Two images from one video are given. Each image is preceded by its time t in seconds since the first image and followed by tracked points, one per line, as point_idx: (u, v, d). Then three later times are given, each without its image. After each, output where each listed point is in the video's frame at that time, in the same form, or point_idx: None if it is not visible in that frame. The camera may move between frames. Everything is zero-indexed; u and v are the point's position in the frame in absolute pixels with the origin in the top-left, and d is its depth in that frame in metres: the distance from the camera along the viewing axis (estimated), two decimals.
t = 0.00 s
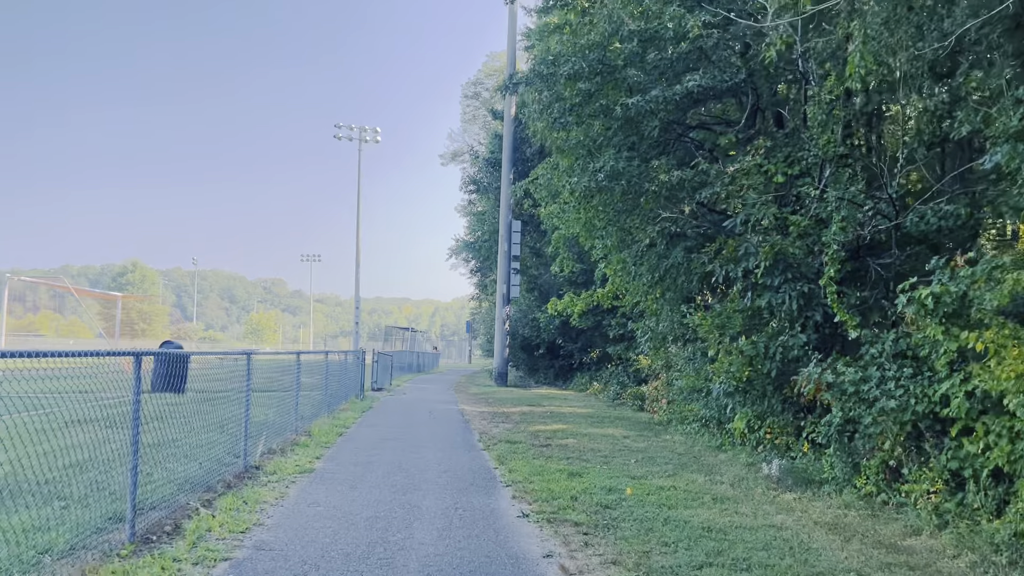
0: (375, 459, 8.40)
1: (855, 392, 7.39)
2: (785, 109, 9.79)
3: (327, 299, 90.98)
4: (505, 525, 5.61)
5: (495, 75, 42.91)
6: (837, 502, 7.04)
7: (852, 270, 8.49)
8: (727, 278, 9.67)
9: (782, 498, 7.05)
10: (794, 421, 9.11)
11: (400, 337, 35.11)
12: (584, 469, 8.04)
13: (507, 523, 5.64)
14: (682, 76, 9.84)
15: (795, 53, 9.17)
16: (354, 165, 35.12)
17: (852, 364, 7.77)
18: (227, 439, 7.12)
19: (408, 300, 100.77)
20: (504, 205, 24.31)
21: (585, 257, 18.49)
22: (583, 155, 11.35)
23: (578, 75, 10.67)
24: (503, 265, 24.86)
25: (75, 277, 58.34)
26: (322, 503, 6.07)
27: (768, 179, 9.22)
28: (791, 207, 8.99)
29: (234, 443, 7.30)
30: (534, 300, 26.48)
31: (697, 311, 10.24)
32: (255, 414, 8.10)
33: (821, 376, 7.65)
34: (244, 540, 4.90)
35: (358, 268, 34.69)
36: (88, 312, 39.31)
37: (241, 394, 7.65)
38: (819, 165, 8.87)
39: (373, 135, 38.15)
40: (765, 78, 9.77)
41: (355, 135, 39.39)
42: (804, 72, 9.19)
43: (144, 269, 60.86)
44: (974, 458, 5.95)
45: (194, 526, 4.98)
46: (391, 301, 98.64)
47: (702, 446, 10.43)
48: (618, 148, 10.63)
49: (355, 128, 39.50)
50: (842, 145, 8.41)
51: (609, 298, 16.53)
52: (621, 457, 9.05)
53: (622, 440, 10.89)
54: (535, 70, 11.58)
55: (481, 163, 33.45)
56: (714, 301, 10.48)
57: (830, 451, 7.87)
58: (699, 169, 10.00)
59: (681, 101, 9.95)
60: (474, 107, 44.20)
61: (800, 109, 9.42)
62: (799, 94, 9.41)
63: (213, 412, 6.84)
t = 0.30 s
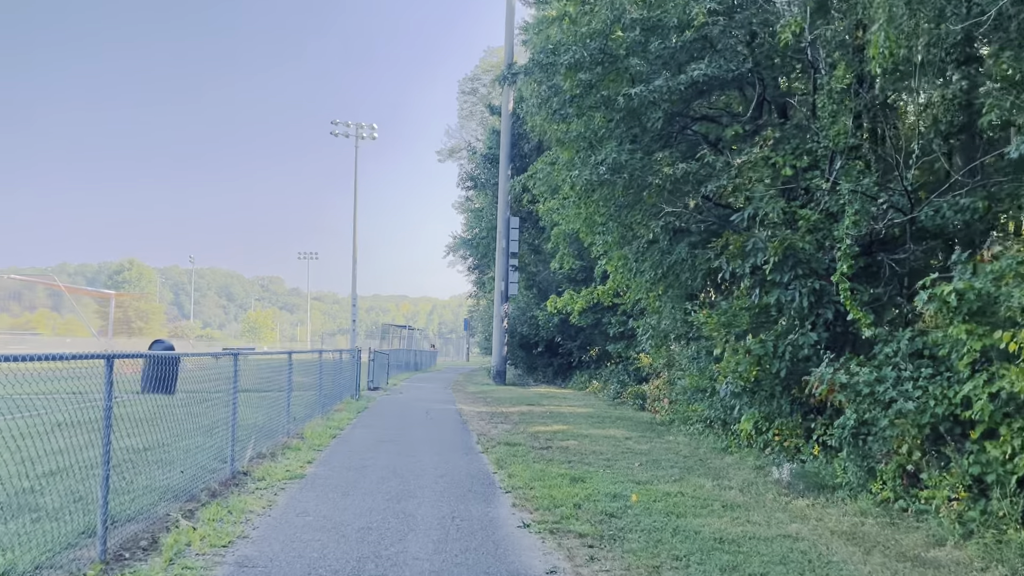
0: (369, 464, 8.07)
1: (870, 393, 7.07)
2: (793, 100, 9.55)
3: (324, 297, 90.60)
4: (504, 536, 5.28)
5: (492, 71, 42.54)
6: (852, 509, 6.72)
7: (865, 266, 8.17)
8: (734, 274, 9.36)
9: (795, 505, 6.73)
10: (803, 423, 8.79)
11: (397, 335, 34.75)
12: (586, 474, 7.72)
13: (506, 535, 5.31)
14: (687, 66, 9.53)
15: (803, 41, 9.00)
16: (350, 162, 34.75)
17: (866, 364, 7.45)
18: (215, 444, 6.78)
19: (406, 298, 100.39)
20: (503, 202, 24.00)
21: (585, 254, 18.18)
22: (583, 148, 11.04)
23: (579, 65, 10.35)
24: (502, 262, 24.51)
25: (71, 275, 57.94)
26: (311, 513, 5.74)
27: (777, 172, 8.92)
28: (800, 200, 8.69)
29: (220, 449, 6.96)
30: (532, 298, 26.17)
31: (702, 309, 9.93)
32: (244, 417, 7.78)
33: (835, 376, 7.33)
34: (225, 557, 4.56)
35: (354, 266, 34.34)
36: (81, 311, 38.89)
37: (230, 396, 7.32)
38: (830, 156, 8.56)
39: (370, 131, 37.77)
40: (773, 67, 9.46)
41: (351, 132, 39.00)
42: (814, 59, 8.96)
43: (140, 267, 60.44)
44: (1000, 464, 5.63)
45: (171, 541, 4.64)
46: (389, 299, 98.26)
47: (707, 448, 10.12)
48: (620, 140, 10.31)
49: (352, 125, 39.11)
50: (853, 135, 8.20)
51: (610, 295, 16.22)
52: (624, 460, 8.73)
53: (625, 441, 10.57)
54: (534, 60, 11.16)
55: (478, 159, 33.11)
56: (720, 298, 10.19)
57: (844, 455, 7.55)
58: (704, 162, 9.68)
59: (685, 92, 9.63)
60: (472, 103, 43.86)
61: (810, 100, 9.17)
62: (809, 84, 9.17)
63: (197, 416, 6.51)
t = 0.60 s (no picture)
0: (367, 462, 7.76)
1: (892, 388, 6.75)
2: (806, 85, 9.21)
3: (324, 293, 90.30)
4: (510, 540, 4.98)
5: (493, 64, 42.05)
6: (875, 509, 6.41)
7: (884, 255, 7.84)
8: (746, 265, 9.04)
9: (815, 504, 6.43)
10: (817, 419, 8.50)
11: (397, 331, 34.46)
12: (595, 472, 7.41)
13: (514, 538, 5.00)
14: (696, 50, 9.20)
15: (818, 23, 8.70)
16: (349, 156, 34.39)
17: (887, 358, 7.13)
18: (205, 443, 6.48)
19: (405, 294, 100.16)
20: (503, 195, 23.66)
21: (588, 247, 17.86)
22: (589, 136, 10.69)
23: (584, 50, 10.01)
24: (502, 257, 24.18)
25: (70, 271, 57.63)
26: (307, 515, 5.43)
27: (790, 159, 8.60)
28: (815, 187, 8.38)
29: (212, 447, 6.65)
30: (534, 292, 25.86)
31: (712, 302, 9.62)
32: (238, 414, 7.46)
33: (854, 370, 7.01)
34: (214, 564, 4.25)
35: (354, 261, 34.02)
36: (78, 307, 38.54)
37: (223, 392, 7.01)
38: (847, 141, 8.23)
39: (369, 125, 37.41)
40: (786, 50, 9.12)
41: (351, 125, 38.65)
42: (829, 42, 8.63)
43: (139, 263, 60.15)
44: None
45: (156, 547, 4.33)
46: (389, 295, 97.99)
47: (717, 445, 9.81)
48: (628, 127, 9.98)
49: (352, 119, 38.79)
50: (864, 121, 7.99)
51: (614, 288, 15.91)
52: (632, 458, 8.42)
53: (632, 438, 10.26)
54: (538, 43, 10.78)
55: (478, 153, 32.76)
56: (730, 289, 9.87)
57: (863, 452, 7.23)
58: (715, 149, 9.35)
59: (694, 75, 9.28)
60: (471, 96, 43.50)
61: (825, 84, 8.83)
62: (824, 68, 8.83)
63: (186, 415, 6.21)
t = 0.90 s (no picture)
0: (364, 465, 7.44)
1: (915, 387, 6.42)
2: (820, 73, 8.87)
3: (323, 289, 89.99)
4: (514, 552, 4.66)
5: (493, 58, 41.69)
6: (898, 516, 6.09)
7: (903, 248, 7.51)
8: (757, 260, 8.71)
9: (835, 510, 6.10)
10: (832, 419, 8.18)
11: (397, 327, 34.16)
12: (602, 475, 7.09)
13: (519, 550, 4.68)
14: (706, 35, 8.86)
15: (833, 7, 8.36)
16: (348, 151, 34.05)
17: (909, 356, 6.80)
18: (192, 446, 6.16)
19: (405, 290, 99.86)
20: (504, 189, 23.34)
21: (591, 242, 17.54)
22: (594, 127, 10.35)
23: (590, 36, 9.67)
24: (503, 252, 23.85)
25: (69, 268, 57.37)
26: (299, 524, 5.11)
27: (803, 149, 8.26)
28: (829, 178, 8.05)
29: (200, 450, 6.33)
30: (536, 287, 25.54)
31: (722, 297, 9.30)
32: (229, 416, 7.14)
33: (874, 369, 6.68)
34: None
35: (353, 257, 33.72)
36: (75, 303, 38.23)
37: (212, 393, 6.68)
38: (862, 131, 7.91)
39: (369, 120, 37.04)
40: (799, 36, 8.79)
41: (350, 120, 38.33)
42: (844, 28, 8.30)
43: (139, 259, 59.87)
44: None
45: (133, 564, 4.01)
46: (389, 291, 97.70)
47: (727, 445, 9.49)
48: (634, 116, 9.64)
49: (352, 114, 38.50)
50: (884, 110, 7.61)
51: (617, 284, 15.59)
52: (640, 460, 8.10)
53: (639, 438, 9.94)
54: (541, 29, 10.38)
55: (479, 147, 32.44)
56: (740, 285, 9.54)
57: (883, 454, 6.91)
58: (725, 139, 9.01)
59: (703, 62, 8.94)
60: (472, 90, 43.16)
61: (840, 72, 8.50)
62: (839, 55, 8.49)
63: (172, 417, 5.89)
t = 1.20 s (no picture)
0: (361, 465, 7.11)
1: (942, 382, 6.05)
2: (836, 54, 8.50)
3: (325, 283, 89.73)
4: (518, 560, 4.34)
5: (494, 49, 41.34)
6: (924, 518, 5.76)
7: (923, 237, 7.15)
8: (770, 249, 8.36)
9: (857, 512, 5.77)
10: (849, 414, 7.84)
11: (398, 321, 33.85)
12: (609, 474, 6.77)
13: (523, 558, 4.37)
14: (717, 15, 8.49)
15: None
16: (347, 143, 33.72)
17: (932, 349, 6.45)
18: (174, 445, 5.84)
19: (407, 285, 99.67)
20: (506, 180, 22.99)
21: (595, 233, 17.20)
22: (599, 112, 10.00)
23: (594, 17, 9.33)
24: (505, 245, 23.49)
25: (70, 262, 57.13)
26: (288, 530, 4.80)
27: (819, 132, 7.89)
28: (844, 163, 7.71)
29: (186, 449, 6.01)
30: (539, 280, 25.22)
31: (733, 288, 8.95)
32: (216, 413, 6.79)
33: (896, 362, 6.33)
34: None
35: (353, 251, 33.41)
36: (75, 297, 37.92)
37: (198, 389, 6.34)
38: (879, 115, 7.59)
39: (369, 112, 36.66)
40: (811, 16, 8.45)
41: (349, 112, 38.16)
42: (860, 5, 7.94)
43: (139, 253, 59.61)
44: None
45: None
46: (390, 285, 97.55)
47: (737, 442, 9.17)
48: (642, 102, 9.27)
49: (352, 107, 38.33)
50: (901, 92, 7.23)
51: (622, 276, 15.26)
52: (648, 457, 7.78)
53: (646, 434, 9.62)
54: (543, 10, 10.08)
55: (480, 139, 32.10)
56: (751, 275, 9.19)
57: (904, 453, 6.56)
58: (736, 122, 8.65)
59: (713, 43, 8.58)
60: (473, 82, 42.77)
61: (856, 53, 8.14)
62: (855, 34, 8.12)
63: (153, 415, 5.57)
